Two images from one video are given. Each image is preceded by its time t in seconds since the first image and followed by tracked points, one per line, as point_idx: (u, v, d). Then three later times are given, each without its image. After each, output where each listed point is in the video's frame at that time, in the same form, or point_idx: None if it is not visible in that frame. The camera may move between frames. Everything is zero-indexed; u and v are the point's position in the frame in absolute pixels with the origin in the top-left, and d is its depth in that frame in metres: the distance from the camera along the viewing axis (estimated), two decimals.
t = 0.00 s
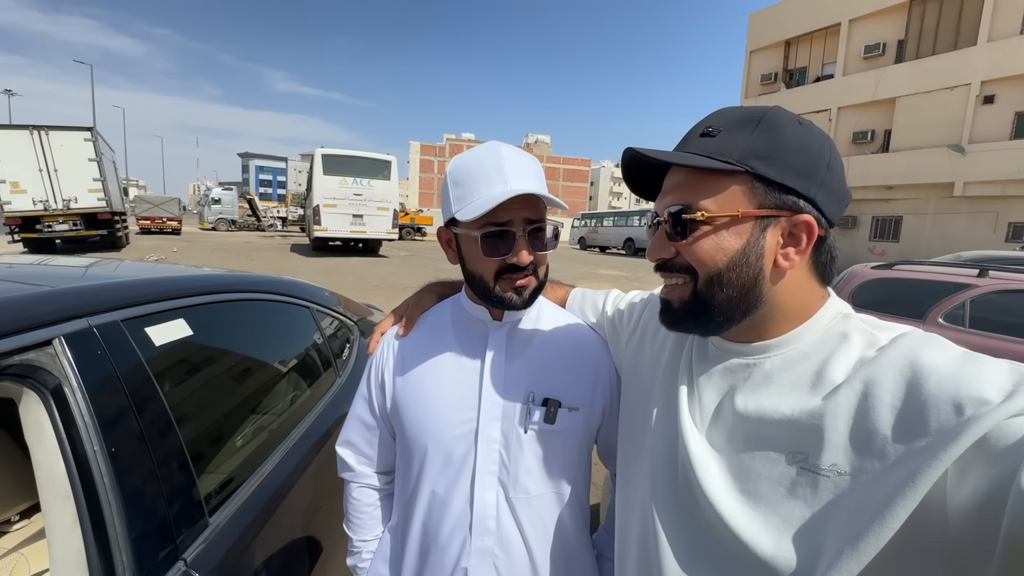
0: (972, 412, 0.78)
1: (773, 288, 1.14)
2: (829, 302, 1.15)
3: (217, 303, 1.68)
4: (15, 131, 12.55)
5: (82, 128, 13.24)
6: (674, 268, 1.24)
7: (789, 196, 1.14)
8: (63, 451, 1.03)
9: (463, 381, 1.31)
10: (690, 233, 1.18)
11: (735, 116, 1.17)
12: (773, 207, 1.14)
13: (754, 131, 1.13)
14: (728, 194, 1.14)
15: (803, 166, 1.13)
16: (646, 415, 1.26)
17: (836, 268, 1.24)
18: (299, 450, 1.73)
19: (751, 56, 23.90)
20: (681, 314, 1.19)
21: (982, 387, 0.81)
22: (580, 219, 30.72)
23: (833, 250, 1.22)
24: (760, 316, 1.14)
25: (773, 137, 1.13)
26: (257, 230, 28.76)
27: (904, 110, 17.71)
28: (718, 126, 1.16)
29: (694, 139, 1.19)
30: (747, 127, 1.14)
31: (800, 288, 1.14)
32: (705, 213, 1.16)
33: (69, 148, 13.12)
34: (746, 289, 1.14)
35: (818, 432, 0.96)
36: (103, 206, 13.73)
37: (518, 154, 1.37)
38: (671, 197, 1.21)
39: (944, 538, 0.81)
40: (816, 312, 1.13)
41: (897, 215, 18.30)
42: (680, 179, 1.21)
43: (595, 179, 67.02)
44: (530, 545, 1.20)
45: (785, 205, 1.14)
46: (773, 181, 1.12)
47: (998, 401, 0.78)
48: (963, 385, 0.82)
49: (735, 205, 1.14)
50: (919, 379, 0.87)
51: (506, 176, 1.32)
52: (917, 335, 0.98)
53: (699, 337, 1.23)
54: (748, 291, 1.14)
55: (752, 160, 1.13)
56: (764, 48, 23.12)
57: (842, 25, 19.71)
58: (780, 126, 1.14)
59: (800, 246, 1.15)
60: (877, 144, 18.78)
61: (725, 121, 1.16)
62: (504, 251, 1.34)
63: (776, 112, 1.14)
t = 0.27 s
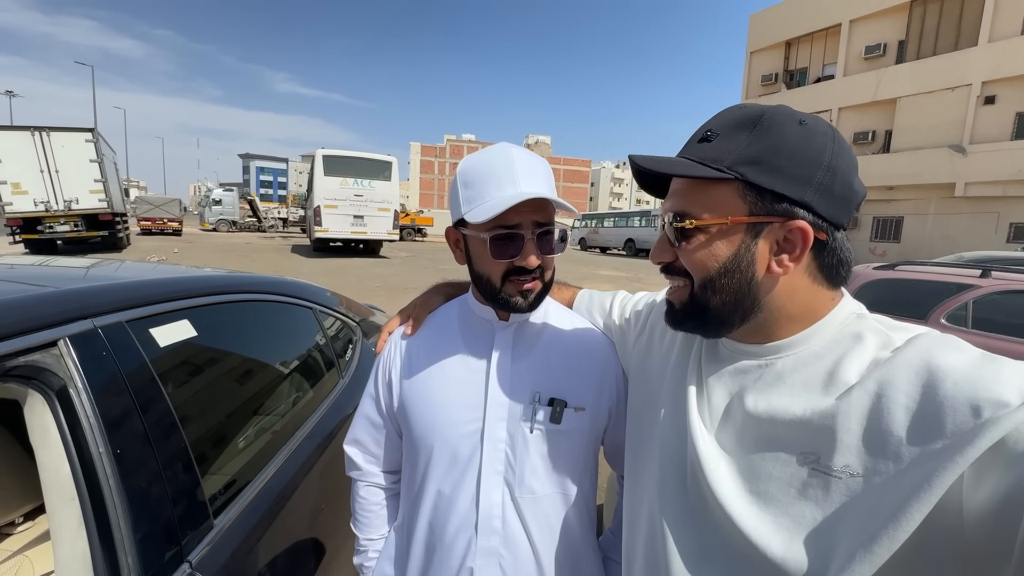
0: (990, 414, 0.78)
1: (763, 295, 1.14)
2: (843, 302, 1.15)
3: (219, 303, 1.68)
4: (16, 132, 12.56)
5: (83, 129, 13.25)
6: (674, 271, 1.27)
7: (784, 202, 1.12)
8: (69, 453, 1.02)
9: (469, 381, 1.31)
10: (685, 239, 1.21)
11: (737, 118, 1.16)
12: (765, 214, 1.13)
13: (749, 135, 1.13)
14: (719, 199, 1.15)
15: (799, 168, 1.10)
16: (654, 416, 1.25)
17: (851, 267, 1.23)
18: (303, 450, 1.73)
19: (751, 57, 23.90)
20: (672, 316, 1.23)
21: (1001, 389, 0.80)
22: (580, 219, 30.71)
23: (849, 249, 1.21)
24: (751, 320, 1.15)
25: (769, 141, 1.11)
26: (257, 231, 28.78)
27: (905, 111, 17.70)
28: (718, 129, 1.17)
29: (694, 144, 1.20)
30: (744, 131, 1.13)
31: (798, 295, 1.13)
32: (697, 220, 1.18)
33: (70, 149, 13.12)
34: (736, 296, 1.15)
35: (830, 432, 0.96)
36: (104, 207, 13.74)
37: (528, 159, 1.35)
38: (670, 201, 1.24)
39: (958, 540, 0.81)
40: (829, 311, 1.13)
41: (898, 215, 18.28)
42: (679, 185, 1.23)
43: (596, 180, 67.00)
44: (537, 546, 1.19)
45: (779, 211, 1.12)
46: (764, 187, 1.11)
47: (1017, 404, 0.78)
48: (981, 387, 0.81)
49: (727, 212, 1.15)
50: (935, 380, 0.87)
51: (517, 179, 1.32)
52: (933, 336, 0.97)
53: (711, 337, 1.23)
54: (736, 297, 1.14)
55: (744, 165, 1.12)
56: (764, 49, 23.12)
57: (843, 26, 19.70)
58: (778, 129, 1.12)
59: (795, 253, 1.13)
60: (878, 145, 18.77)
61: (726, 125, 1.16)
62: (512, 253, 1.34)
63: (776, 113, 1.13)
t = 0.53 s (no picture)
0: (987, 408, 0.78)
1: (759, 293, 1.15)
2: (842, 298, 1.16)
3: (221, 301, 1.69)
4: (17, 133, 12.56)
5: (83, 130, 13.26)
6: (673, 269, 1.29)
7: (780, 199, 1.13)
8: (73, 448, 1.03)
9: (469, 378, 1.32)
10: (684, 237, 1.22)
11: (734, 115, 1.17)
12: (761, 211, 1.14)
13: (746, 132, 1.13)
14: (716, 198, 1.15)
15: (794, 164, 1.11)
16: (654, 413, 1.26)
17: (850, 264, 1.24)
18: (304, 449, 1.74)
19: (751, 58, 23.91)
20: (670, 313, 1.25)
21: (998, 383, 0.81)
22: (580, 220, 30.72)
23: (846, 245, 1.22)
24: (746, 317, 1.16)
25: (766, 138, 1.12)
26: (257, 232, 28.80)
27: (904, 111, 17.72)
28: (715, 126, 1.18)
29: (690, 142, 1.21)
30: (740, 129, 1.14)
31: (795, 292, 1.14)
32: (694, 218, 1.19)
33: (70, 149, 13.12)
34: (735, 292, 1.15)
35: (830, 427, 0.96)
36: (105, 208, 13.76)
37: (529, 156, 1.37)
38: (668, 199, 1.25)
39: (955, 533, 0.82)
40: (829, 306, 1.14)
41: (898, 216, 18.29)
42: (677, 183, 1.24)
43: (596, 181, 67.01)
44: (536, 542, 1.20)
45: (775, 208, 1.13)
46: (760, 185, 1.11)
47: (1014, 398, 0.78)
48: (978, 381, 0.82)
49: (725, 209, 1.16)
50: (934, 375, 0.88)
51: (519, 175, 1.33)
52: (932, 332, 0.98)
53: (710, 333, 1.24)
54: (731, 294, 1.15)
55: (741, 163, 1.13)
56: (764, 50, 23.15)
57: (843, 26, 19.72)
58: (774, 126, 1.13)
59: (792, 250, 1.13)
60: (878, 145, 18.78)
61: (722, 122, 1.17)
62: (515, 248, 1.35)
63: (772, 110, 1.13)
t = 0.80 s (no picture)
0: (983, 403, 0.79)
1: (775, 291, 1.14)
2: (838, 295, 1.16)
3: (219, 299, 1.69)
4: (16, 133, 12.56)
5: (83, 130, 13.24)
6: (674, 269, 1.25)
7: (794, 195, 1.14)
8: (72, 444, 1.03)
9: (467, 375, 1.32)
10: (694, 235, 1.19)
11: (743, 111, 1.17)
12: (777, 207, 1.15)
13: (758, 128, 1.14)
14: (732, 193, 1.14)
15: (808, 163, 1.13)
16: (653, 410, 1.27)
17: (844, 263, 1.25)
18: (302, 447, 1.74)
19: (750, 58, 23.93)
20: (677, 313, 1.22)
21: (994, 378, 0.82)
22: (580, 220, 30.72)
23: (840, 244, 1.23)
24: (757, 315, 1.16)
25: (779, 137, 1.13)
26: (257, 232, 28.79)
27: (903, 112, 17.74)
28: (723, 120, 1.17)
29: (698, 133, 1.20)
30: (751, 124, 1.14)
31: (802, 290, 1.14)
32: (709, 216, 1.16)
33: (69, 150, 13.11)
34: (753, 290, 1.15)
35: (827, 422, 0.97)
36: (104, 208, 13.76)
37: (530, 154, 1.37)
38: (672, 195, 1.22)
39: (951, 529, 0.82)
40: (825, 303, 1.15)
41: (898, 216, 18.32)
42: (683, 180, 1.21)
43: (595, 181, 67.06)
44: (533, 539, 1.20)
45: (791, 204, 1.14)
46: (777, 182, 1.12)
47: (1011, 392, 0.79)
48: (974, 376, 0.83)
49: (738, 208, 1.15)
50: (930, 370, 0.88)
51: (513, 172, 1.34)
52: (928, 327, 0.99)
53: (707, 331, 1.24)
54: (746, 295, 1.15)
55: (757, 159, 1.13)
56: (763, 50, 23.17)
57: (842, 27, 19.74)
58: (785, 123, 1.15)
59: (805, 247, 1.15)
60: (877, 146, 18.80)
61: (731, 117, 1.17)
62: (512, 245, 1.36)
63: (784, 106, 1.14)
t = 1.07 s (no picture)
0: (976, 405, 0.79)
1: (785, 287, 1.15)
2: (833, 297, 1.17)
3: (217, 300, 1.70)
4: (14, 133, 12.55)
5: (81, 130, 13.23)
6: (682, 260, 1.24)
7: (805, 193, 1.16)
8: (68, 446, 1.03)
9: (464, 375, 1.33)
10: (708, 225, 1.18)
11: (757, 107, 1.18)
12: (791, 203, 1.17)
13: (774, 124, 1.14)
14: (746, 186, 1.15)
15: (818, 164, 1.15)
16: (649, 411, 1.27)
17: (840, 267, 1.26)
18: (300, 447, 1.75)
19: (750, 59, 23.94)
20: (688, 307, 1.20)
21: (987, 380, 0.82)
22: (579, 220, 30.71)
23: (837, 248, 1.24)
24: (764, 313, 1.16)
25: (793, 137, 1.14)
26: (256, 232, 28.80)
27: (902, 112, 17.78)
28: (738, 114, 1.17)
29: (713, 125, 1.19)
30: (769, 119, 1.15)
31: (806, 288, 1.16)
32: (725, 207, 1.16)
33: (68, 149, 13.10)
34: (763, 285, 1.15)
35: (822, 423, 0.98)
36: (103, 208, 13.76)
37: (521, 150, 1.38)
38: (685, 186, 1.21)
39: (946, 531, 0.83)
40: (820, 306, 1.16)
41: (896, 217, 18.34)
42: (697, 170, 1.20)
43: (594, 181, 67.08)
44: (527, 539, 1.21)
45: (803, 202, 1.16)
46: (793, 178, 1.14)
47: (1003, 395, 0.80)
48: (968, 378, 0.83)
49: (754, 200, 1.15)
50: (924, 372, 0.89)
51: (496, 167, 1.35)
52: (923, 329, 0.99)
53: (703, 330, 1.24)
54: (756, 289, 1.15)
55: (773, 154, 1.14)
56: (762, 51, 23.21)
57: (840, 28, 19.77)
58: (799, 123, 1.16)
59: (812, 245, 1.17)
60: (876, 146, 18.83)
61: (746, 111, 1.16)
62: (496, 242, 1.38)
63: (799, 105, 1.15)
